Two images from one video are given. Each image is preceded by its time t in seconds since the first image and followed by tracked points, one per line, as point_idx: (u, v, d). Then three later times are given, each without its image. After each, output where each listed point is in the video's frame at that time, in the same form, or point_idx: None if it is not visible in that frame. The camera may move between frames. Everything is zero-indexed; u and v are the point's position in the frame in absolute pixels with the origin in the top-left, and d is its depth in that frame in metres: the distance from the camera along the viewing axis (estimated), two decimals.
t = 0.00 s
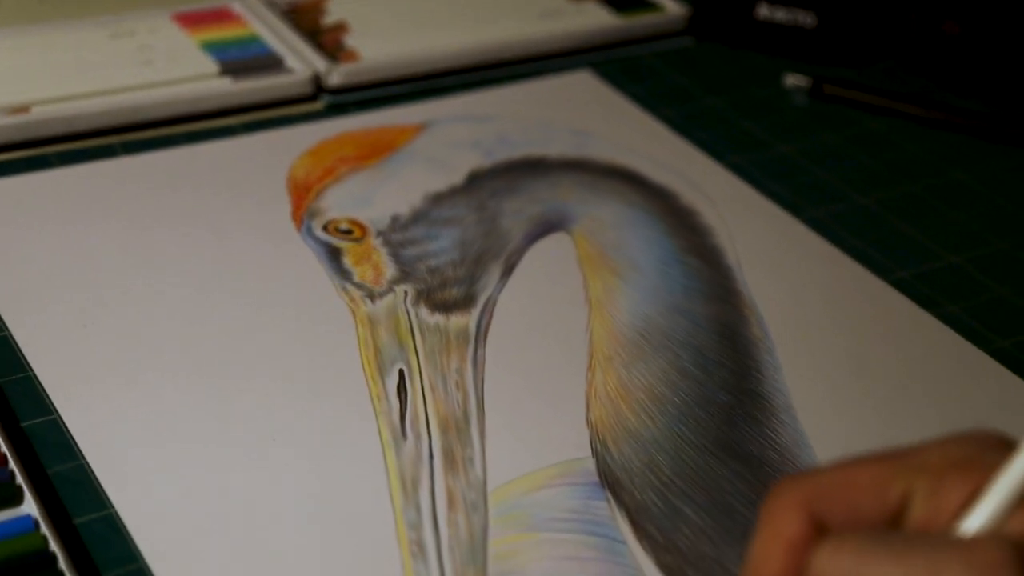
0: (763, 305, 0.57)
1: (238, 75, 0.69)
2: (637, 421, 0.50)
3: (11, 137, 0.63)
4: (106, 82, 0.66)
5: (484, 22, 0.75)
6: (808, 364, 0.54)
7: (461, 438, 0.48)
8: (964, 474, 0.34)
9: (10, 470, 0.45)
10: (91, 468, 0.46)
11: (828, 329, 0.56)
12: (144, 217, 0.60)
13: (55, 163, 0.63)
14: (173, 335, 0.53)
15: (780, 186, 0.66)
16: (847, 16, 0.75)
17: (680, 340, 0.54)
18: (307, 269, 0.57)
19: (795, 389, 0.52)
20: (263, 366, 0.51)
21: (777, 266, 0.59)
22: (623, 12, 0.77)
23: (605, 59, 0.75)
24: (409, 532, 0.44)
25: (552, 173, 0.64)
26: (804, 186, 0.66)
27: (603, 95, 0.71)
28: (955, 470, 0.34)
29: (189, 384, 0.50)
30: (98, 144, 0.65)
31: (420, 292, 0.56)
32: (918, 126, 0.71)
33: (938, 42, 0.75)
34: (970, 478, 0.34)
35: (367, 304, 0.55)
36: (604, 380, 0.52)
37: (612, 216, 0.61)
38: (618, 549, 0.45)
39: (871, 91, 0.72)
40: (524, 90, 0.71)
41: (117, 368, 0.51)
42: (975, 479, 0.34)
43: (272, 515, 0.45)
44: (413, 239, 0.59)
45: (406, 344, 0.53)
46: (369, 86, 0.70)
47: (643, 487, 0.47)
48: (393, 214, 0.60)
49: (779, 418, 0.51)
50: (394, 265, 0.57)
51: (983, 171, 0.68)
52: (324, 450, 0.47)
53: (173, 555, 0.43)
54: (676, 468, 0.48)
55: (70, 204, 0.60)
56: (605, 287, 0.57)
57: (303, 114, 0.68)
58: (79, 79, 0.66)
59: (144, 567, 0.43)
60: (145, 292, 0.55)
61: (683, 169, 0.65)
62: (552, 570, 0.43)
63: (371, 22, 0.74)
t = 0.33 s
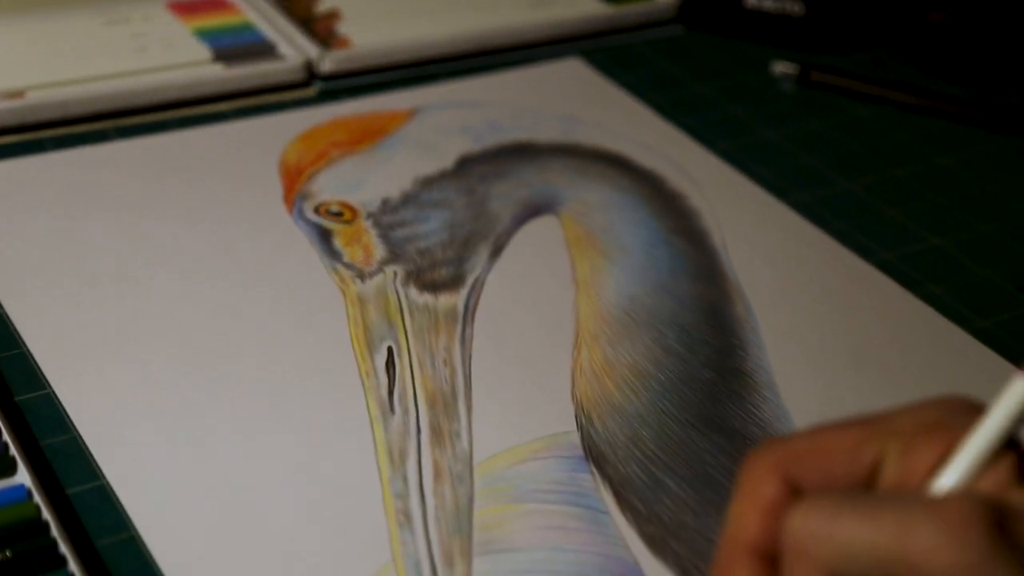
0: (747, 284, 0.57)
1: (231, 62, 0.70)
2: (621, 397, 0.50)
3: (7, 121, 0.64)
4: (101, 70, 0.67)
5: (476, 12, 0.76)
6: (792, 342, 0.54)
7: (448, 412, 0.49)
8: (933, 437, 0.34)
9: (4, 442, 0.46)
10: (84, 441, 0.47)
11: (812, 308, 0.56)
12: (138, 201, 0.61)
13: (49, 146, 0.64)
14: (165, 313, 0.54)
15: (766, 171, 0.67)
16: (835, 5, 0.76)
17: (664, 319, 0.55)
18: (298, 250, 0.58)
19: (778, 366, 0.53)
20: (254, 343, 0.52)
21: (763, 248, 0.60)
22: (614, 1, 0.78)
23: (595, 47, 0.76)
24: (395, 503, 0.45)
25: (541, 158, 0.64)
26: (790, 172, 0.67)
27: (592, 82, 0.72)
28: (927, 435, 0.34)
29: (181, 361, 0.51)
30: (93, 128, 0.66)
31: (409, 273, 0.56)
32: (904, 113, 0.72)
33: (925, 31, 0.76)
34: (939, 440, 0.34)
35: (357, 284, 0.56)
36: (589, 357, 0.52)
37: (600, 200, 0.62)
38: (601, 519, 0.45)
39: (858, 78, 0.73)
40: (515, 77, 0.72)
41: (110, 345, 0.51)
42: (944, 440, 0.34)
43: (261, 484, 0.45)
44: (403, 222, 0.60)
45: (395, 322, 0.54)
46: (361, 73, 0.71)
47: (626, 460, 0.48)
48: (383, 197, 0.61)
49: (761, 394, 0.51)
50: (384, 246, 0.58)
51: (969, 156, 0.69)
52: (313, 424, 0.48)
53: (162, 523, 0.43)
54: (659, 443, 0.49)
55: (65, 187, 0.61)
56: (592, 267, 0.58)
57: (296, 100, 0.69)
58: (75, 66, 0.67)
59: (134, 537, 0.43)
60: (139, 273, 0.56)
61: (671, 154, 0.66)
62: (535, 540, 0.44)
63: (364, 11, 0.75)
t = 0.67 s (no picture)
0: (742, 256, 0.58)
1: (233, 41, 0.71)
2: (616, 364, 0.51)
3: (12, 97, 0.65)
4: (105, 49, 0.68)
5: None
6: (786, 311, 0.55)
7: (445, 378, 0.50)
8: (917, 389, 0.36)
9: (10, 404, 0.46)
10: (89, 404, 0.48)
11: (806, 279, 0.57)
12: (141, 175, 0.62)
13: (54, 122, 0.65)
14: (167, 283, 0.54)
15: (763, 148, 0.67)
16: None
17: (660, 289, 0.56)
18: (299, 224, 0.59)
19: (772, 334, 0.54)
20: (255, 312, 0.53)
21: (758, 221, 0.61)
22: None
23: (594, 28, 0.77)
24: (394, 464, 0.46)
25: (541, 134, 0.65)
26: (786, 149, 0.67)
27: (590, 60, 0.73)
28: (912, 386, 0.36)
29: (183, 328, 0.52)
30: (97, 105, 0.66)
31: (409, 245, 0.57)
32: (899, 92, 0.73)
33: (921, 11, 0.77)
34: (922, 393, 0.35)
35: (357, 256, 0.57)
36: (585, 325, 0.53)
37: (598, 175, 0.62)
38: (596, 481, 0.46)
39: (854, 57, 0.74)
40: (514, 56, 0.72)
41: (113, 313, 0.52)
42: (928, 392, 0.35)
43: (261, 446, 0.46)
44: (403, 195, 0.60)
45: (394, 293, 0.54)
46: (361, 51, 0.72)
47: (620, 423, 0.49)
48: (384, 171, 0.62)
49: (755, 361, 0.52)
50: (384, 219, 0.59)
51: (963, 133, 0.69)
52: (313, 390, 0.49)
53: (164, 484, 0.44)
54: (653, 407, 0.49)
55: (69, 161, 0.62)
56: (589, 239, 0.59)
57: (297, 78, 0.70)
58: (79, 45, 0.68)
59: (137, 496, 0.44)
60: (142, 246, 0.57)
61: (668, 130, 0.67)
62: (531, 500, 0.45)
63: None
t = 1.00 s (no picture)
0: (734, 231, 0.59)
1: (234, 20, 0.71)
2: (607, 335, 0.52)
3: (15, 74, 0.66)
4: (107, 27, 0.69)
5: None
6: (777, 285, 0.56)
7: (439, 348, 0.51)
8: (899, 350, 0.36)
9: (11, 369, 0.47)
10: (86, 369, 0.48)
11: (797, 256, 0.58)
12: (141, 150, 0.62)
13: (56, 98, 0.66)
14: (166, 255, 0.55)
15: (759, 128, 0.68)
16: None
17: (652, 264, 0.56)
18: (298, 198, 0.60)
19: (763, 308, 0.54)
20: (253, 283, 0.54)
21: (752, 199, 0.61)
22: None
23: (592, 10, 0.78)
24: (387, 430, 0.47)
25: (537, 112, 0.66)
26: (782, 129, 0.68)
27: (587, 41, 0.74)
28: (893, 348, 0.36)
29: (181, 298, 0.53)
30: (100, 82, 0.67)
31: (405, 219, 0.58)
32: (894, 73, 0.73)
33: None
34: (904, 355, 0.36)
35: (354, 230, 0.57)
36: (578, 297, 0.54)
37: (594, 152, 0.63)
38: (585, 448, 0.47)
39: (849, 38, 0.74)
40: (511, 36, 0.73)
41: (112, 284, 0.53)
42: (909, 352, 0.36)
43: (256, 411, 0.47)
44: (400, 171, 0.61)
45: (390, 265, 0.55)
46: (361, 31, 0.73)
47: (610, 392, 0.49)
48: (381, 148, 0.63)
49: (745, 333, 0.53)
50: (381, 194, 0.59)
51: (958, 113, 0.70)
52: (308, 359, 0.50)
53: (159, 447, 0.45)
54: (643, 376, 0.50)
55: (70, 136, 0.63)
56: (584, 215, 0.59)
57: (297, 56, 0.71)
58: (82, 23, 0.69)
59: (133, 459, 0.45)
60: (142, 219, 0.58)
61: (664, 110, 0.68)
62: (521, 466, 0.46)
63: None
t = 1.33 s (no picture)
0: (724, 201, 0.59)
1: None
2: (597, 301, 0.53)
3: (10, 49, 0.66)
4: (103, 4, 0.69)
5: None
6: (765, 252, 0.56)
7: (430, 315, 0.51)
8: (882, 305, 0.36)
9: (5, 335, 0.48)
10: (80, 334, 0.49)
11: (786, 226, 0.58)
12: (137, 124, 0.63)
13: (52, 73, 0.66)
14: (160, 225, 0.56)
15: (751, 104, 0.69)
16: None
17: (643, 233, 0.57)
18: (291, 170, 0.60)
19: (752, 277, 0.55)
20: (246, 252, 0.54)
21: (742, 171, 0.62)
22: None
23: None
24: (378, 394, 0.47)
25: (530, 86, 0.66)
26: (772, 104, 0.69)
27: (579, 16, 0.74)
28: (878, 302, 0.36)
29: (174, 266, 0.53)
30: (95, 58, 0.68)
31: (397, 191, 0.58)
32: (883, 48, 0.74)
33: None
34: (888, 306, 0.36)
35: (347, 200, 0.58)
36: (568, 266, 0.54)
37: (586, 125, 0.63)
38: (573, 411, 0.47)
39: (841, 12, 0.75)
40: (504, 12, 0.74)
41: (107, 252, 0.53)
42: (890, 307, 0.35)
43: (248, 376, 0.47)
44: (394, 144, 0.61)
45: (382, 235, 0.55)
46: (355, 8, 0.74)
47: (600, 357, 0.50)
48: (375, 121, 0.63)
49: (733, 302, 0.53)
50: (374, 166, 0.59)
51: (948, 88, 0.71)
52: (300, 326, 0.50)
53: (150, 409, 0.45)
54: (632, 340, 0.51)
55: (66, 110, 0.63)
56: (575, 186, 0.59)
57: (292, 32, 0.71)
58: None
59: (128, 422, 0.46)
60: (137, 190, 0.58)
61: (656, 84, 0.68)
62: (509, 428, 0.46)
63: None
